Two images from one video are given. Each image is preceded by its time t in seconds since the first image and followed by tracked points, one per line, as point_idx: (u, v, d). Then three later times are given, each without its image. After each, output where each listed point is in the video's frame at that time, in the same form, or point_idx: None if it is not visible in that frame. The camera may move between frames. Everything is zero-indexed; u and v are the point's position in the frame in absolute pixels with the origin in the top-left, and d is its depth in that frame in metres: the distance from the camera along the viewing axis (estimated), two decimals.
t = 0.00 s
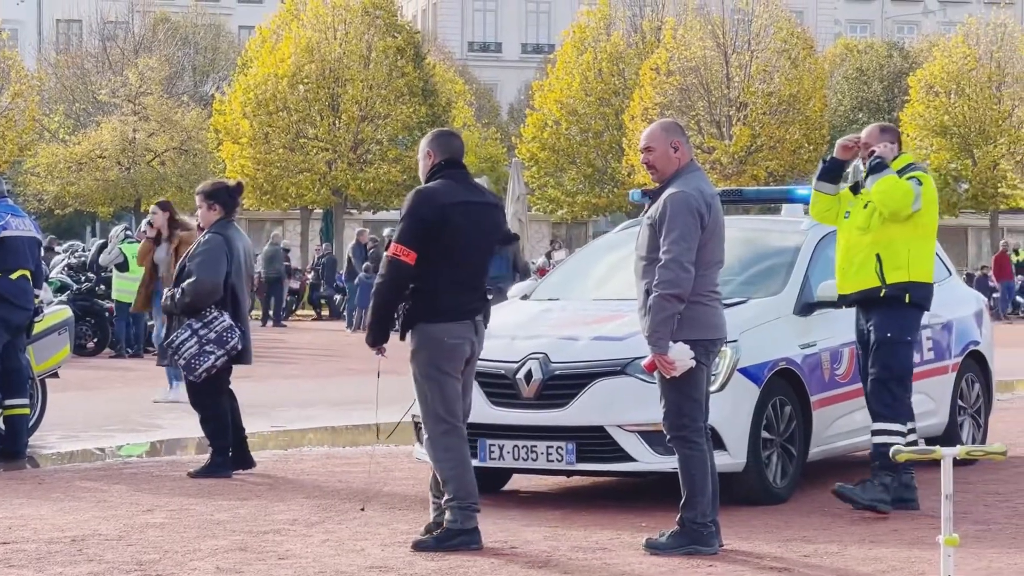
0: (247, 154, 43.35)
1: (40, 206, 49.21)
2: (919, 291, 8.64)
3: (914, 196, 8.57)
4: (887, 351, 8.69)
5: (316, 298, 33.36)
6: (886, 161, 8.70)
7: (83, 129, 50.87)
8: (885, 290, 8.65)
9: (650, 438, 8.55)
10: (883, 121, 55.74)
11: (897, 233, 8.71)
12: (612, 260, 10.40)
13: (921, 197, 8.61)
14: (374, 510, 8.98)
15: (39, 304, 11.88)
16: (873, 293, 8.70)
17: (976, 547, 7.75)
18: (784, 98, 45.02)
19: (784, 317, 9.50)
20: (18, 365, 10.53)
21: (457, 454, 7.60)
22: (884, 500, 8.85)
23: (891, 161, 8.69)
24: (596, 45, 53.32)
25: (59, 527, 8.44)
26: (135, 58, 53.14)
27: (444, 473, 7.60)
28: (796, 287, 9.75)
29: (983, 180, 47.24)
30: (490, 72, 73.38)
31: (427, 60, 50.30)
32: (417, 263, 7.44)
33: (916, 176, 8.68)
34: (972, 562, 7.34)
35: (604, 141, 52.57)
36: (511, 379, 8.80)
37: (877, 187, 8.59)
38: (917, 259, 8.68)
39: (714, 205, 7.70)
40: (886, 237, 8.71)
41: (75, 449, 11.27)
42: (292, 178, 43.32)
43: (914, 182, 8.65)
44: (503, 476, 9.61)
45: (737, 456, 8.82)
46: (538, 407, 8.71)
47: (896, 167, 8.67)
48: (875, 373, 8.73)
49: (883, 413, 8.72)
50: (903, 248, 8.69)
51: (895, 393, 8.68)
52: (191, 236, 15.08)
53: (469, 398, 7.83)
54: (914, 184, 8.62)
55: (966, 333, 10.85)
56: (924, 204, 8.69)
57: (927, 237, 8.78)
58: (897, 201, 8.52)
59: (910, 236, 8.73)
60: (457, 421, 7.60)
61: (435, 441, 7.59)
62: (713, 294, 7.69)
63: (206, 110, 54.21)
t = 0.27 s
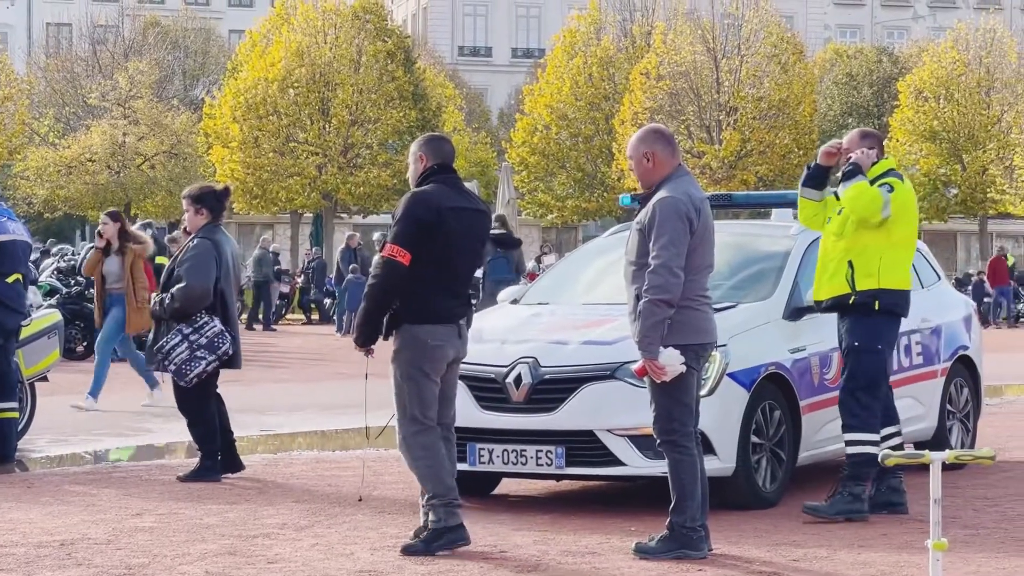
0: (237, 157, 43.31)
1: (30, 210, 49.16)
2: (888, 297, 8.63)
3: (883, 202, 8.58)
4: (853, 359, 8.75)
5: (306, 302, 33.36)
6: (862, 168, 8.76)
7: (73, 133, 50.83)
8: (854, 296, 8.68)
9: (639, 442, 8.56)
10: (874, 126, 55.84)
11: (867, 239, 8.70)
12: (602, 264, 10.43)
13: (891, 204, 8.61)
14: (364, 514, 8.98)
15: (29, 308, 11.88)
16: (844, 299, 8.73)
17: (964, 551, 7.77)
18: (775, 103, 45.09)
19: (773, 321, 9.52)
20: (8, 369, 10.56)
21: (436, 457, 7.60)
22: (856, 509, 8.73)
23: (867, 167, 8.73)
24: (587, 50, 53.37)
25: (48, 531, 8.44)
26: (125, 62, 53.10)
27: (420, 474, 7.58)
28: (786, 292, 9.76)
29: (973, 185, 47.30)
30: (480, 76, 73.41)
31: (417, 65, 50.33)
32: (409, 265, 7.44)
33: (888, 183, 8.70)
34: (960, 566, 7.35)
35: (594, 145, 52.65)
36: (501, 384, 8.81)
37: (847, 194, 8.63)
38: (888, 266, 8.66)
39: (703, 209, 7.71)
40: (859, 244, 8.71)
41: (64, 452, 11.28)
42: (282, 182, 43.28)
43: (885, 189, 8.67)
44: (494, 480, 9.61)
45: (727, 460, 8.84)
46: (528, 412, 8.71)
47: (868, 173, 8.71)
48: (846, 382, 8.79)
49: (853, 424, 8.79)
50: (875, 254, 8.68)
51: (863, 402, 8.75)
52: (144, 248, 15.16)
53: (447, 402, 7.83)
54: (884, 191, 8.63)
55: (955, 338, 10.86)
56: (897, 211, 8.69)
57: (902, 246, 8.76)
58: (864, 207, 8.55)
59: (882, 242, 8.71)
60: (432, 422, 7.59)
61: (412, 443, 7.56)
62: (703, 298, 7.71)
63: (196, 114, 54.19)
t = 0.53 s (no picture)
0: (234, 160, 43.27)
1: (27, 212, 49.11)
2: (868, 302, 8.63)
3: (862, 207, 8.52)
4: (837, 362, 8.77)
5: (302, 305, 33.31)
6: (845, 171, 8.69)
7: (69, 136, 50.80)
8: (835, 300, 8.70)
9: (636, 445, 8.56)
10: (870, 130, 55.86)
11: (847, 244, 8.68)
12: (597, 267, 10.43)
13: (870, 209, 8.56)
14: (360, 517, 8.98)
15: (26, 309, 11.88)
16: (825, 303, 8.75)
17: (960, 554, 7.76)
18: (771, 106, 45.06)
19: (770, 324, 9.52)
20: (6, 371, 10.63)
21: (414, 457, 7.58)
22: (851, 513, 8.74)
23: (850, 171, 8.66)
24: (583, 53, 53.35)
25: (45, 534, 8.42)
26: (122, 65, 53.10)
27: (393, 474, 7.55)
28: (782, 295, 9.76)
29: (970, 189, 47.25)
30: (477, 79, 73.44)
31: (414, 68, 50.35)
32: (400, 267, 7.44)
33: (869, 188, 8.65)
34: (957, 569, 7.35)
35: (590, 148, 52.62)
36: (497, 387, 8.80)
37: (826, 199, 8.57)
38: (868, 271, 8.65)
39: (699, 211, 7.71)
40: (840, 249, 8.71)
41: (61, 454, 11.30)
42: (278, 185, 43.23)
43: (865, 194, 8.62)
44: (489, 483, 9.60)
45: (723, 464, 8.84)
46: (524, 414, 8.70)
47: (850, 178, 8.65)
48: (833, 387, 8.81)
49: (841, 429, 8.80)
50: (855, 259, 8.67)
51: (850, 407, 8.78)
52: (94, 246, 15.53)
53: (433, 405, 7.81)
54: (863, 196, 8.58)
55: (951, 341, 10.86)
56: (877, 216, 8.62)
57: (885, 249, 8.72)
58: (844, 212, 8.48)
59: (862, 247, 8.68)
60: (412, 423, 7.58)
61: (391, 443, 7.54)
62: (699, 301, 7.70)
63: (193, 116, 54.16)
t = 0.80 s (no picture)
0: (237, 162, 43.30)
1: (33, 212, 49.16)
2: (859, 306, 8.66)
3: (848, 212, 8.55)
4: (835, 366, 8.79)
5: (305, 307, 33.31)
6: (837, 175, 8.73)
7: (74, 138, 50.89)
8: (826, 305, 8.75)
9: (640, 447, 8.56)
10: (873, 132, 55.93)
11: (837, 247, 8.75)
12: (601, 267, 10.44)
13: (856, 214, 8.57)
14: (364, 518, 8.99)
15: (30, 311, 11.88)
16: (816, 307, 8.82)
17: (965, 556, 7.77)
18: (774, 108, 45.09)
19: (773, 327, 9.53)
20: (11, 373, 10.75)
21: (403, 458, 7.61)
22: (854, 515, 8.75)
23: (842, 174, 8.68)
24: (587, 54, 53.40)
25: (49, 534, 8.44)
26: (126, 66, 53.15)
27: (370, 475, 7.61)
28: (786, 296, 9.77)
29: (972, 190, 47.29)
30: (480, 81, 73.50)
31: (418, 69, 50.40)
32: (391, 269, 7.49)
33: (859, 191, 8.65)
34: (962, 571, 7.36)
35: (593, 150, 52.63)
36: (500, 388, 8.81)
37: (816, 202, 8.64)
38: (858, 274, 8.68)
39: (702, 213, 7.72)
40: (831, 252, 8.79)
41: (64, 456, 11.35)
42: (281, 186, 43.29)
43: (853, 198, 8.62)
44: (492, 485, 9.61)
45: (726, 465, 8.85)
46: (528, 416, 8.71)
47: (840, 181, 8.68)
48: (834, 390, 8.81)
49: (845, 432, 8.79)
50: (845, 262, 8.72)
51: (852, 409, 8.77)
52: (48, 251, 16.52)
53: (430, 406, 7.82)
54: (850, 200, 8.59)
55: (955, 342, 10.87)
56: (866, 219, 8.63)
57: (876, 253, 8.74)
58: (831, 216, 8.54)
59: (852, 249, 8.73)
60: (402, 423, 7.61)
61: (376, 444, 7.60)
62: (702, 303, 7.71)
63: (196, 118, 54.20)
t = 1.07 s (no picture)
0: (246, 163, 43.36)
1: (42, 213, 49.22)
2: (859, 308, 8.69)
3: (847, 214, 8.57)
4: (840, 368, 8.78)
5: (314, 308, 33.31)
6: (840, 176, 8.74)
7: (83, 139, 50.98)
8: (826, 306, 8.78)
9: (649, 448, 8.56)
10: (882, 133, 55.89)
11: (838, 248, 8.78)
12: (609, 268, 10.45)
13: (855, 216, 8.58)
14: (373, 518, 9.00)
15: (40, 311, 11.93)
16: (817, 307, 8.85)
17: (975, 557, 7.76)
18: (783, 109, 45.00)
19: (781, 328, 9.52)
20: (22, 374, 10.85)
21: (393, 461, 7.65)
22: (863, 517, 8.74)
23: (843, 175, 8.70)
24: (595, 55, 53.42)
25: (59, 534, 8.46)
26: (136, 68, 53.20)
27: (361, 476, 7.69)
28: (793, 298, 9.75)
29: (982, 191, 47.19)
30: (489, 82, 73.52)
31: (426, 70, 50.45)
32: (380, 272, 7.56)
33: (858, 193, 8.66)
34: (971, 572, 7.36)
35: (602, 151, 52.61)
36: (510, 389, 8.81)
37: (817, 201, 8.67)
38: (858, 276, 8.70)
39: (712, 215, 7.72)
40: (832, 254, 8.81)
41: (74, 456, 11.40)
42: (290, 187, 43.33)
43: (853, 199, 8.63)
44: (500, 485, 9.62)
45: (735, 466, 8.84)
46: (537, 417, 8.71)
47: (841, 182, 8.69)
48: (840, 393, 8.81)
49: (853, 434, 8.78)
50: (847, 264, 8.74)
51: (859, 412, 8.76)
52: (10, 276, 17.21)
53: (429, 406, 7.79)
54: (849, 203, 8.60)
55: (964, 344, 10.86)
56: (866, 221, 8.64)
57: (876, 255, 8.75)
58: (830, 218, 8.57)
59: (853, 252, 8.75)
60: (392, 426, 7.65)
61: (368, 446, 7.66)
62: (711, 304, 7.71)
63: (205, 119, 54.26)
